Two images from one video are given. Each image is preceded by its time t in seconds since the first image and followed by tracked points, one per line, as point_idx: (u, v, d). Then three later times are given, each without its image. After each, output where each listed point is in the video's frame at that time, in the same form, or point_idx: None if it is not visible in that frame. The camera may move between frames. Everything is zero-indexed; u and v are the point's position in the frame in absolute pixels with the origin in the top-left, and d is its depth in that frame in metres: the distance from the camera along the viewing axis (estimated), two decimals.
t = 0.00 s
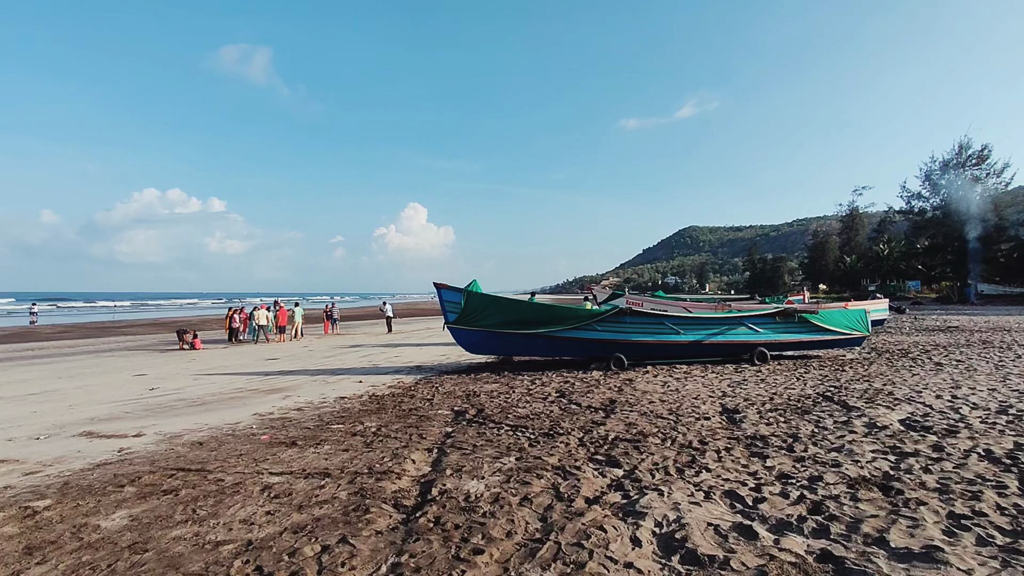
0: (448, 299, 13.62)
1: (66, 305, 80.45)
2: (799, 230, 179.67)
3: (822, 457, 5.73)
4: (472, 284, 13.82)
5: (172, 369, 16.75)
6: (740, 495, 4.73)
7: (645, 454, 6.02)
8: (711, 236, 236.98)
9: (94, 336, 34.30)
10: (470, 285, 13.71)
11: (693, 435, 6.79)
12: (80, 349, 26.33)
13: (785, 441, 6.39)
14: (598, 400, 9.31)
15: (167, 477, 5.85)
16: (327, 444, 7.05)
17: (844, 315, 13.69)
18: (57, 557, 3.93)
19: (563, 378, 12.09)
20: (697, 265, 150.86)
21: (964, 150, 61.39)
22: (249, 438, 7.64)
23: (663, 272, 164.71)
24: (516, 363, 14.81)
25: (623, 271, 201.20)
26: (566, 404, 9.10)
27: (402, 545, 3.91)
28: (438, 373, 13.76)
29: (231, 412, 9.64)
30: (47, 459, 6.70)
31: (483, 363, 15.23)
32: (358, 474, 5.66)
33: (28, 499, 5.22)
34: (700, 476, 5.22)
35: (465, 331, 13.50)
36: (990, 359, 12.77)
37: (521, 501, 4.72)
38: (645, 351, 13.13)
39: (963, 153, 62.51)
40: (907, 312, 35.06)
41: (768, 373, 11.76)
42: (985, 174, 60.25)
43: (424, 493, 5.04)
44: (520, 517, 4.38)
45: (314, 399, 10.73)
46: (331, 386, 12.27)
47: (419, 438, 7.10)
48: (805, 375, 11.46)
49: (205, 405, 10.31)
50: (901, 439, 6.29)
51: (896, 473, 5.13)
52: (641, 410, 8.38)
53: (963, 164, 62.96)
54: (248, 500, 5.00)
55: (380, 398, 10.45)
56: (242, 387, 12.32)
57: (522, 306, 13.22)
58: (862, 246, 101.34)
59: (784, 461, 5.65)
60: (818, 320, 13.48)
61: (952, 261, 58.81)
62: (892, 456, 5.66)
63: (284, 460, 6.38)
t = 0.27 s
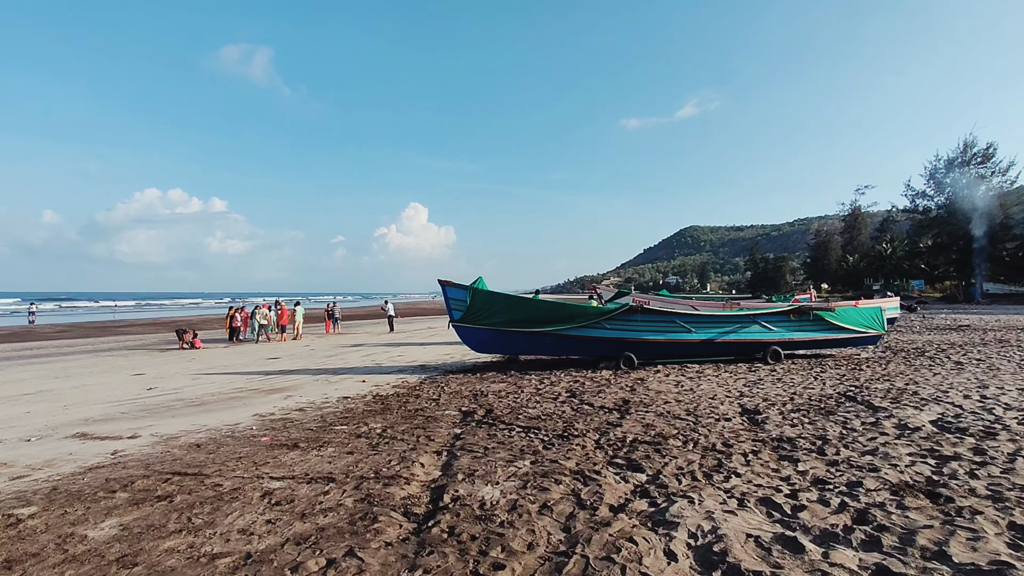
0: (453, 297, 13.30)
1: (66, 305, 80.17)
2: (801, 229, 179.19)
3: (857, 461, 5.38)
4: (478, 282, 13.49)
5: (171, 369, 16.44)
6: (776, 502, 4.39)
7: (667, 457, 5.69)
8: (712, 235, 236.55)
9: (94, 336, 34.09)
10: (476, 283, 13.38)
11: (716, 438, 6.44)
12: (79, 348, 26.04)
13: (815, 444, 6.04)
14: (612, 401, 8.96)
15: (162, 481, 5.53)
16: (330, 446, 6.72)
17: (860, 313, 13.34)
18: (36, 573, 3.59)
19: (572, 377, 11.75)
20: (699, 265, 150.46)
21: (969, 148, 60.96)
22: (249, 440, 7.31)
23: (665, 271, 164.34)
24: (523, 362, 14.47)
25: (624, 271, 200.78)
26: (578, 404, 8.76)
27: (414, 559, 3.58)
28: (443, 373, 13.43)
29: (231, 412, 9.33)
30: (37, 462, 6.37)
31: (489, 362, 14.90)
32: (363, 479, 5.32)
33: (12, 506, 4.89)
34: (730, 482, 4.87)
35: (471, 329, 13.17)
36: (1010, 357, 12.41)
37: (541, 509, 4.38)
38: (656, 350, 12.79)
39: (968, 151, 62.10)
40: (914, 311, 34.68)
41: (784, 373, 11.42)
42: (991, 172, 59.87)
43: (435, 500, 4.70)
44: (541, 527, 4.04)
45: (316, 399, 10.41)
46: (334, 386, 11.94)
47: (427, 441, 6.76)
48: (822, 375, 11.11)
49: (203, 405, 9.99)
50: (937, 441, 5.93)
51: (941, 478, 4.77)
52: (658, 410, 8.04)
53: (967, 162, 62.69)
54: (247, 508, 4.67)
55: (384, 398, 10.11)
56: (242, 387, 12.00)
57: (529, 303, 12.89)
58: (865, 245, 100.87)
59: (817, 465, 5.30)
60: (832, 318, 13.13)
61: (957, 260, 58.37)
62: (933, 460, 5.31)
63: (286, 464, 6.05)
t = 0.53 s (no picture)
0: (458, 296, 12.92)
1: (66, 305, 79.86)
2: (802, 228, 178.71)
3: (899, 471, 5.01)
4: (484, 280, 13.11)
5: (169, 370, 16.07)
6: (820, 519, 4.03)
7: (694, 467, 5.32)
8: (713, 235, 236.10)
9: (93, 336, 33.75)
10: (481, 281, 13.01)
11: (742, 445, 6.08)
12: (77, 348, 25.68)
13: (849, 452, 5.68)
14: (626, 404, 8.59)
15: (153, 492, 5.16)
16: (333, 453, 6.35)
17: (876, 312, 12.97)
18: None
19: (581, 379, 11.39)
20: (700, 264, 150.08)
21: (974, 146, 60.54)
22: (247, 446, 6.94)
23: (666, 271, 163.93)
24: (529, 363, 14.11)
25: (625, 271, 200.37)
26: (591, 408, 8.40)
27: None
28: (448, 374, 13.07)
29: (229, 416, 8.97)
30: (22, 471, 6.00)
31: (494, 363, 14.54)
32: (369, 490, 4.95)
33: None
34: (766, 495, 4.51)
35: (477, 329, 12.80)
36: None
37: (564, 526, 4.01)
38: (667, 350, 12.43)
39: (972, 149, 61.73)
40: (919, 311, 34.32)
41: (801, 374, 11.06)
42: (996, 171, 59.48)
43: (447, 515, 4.34)
44: (567, 548, 3.67)
45: (318, 401, 10.06)
46: (336, 387, 11.58)
47: (436, 447, 6.40)
48: (841, 376, 10.75)
49: (201, 409, 9.62)
50: (981, 449, 5.57)
51: (996, 492, 4.40)
52: (675, 414, 7.68)
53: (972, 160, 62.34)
54: (243, 524, 4.30)
55: (388, 401, 9.75)
56: (241, 389, 11.65)
57: (537, 303, 12.51)
58: (867, 244, 100.45)
59: (857, 476, 4.94)
60: (848, 318, 12.77)
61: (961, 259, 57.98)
62: (981, 470, 4.95)
63: (286, 473, 5.68)
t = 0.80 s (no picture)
0: (459, 294, 12.66)
1: (66, 304, 79.58)
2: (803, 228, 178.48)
3: (930, 475, 4.73)
4: (486, 278, 12.85)
5: (165, 369, 15.80)
6: (853, 527, 3.75)
7: (711, 471, 5.04)
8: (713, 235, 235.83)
9: (91, 335, 33.48)
10: (484, 279, 12.75)
11: (759, 447, 5.80)
12: (74, 347, 25.41)
13: (874, 454, 5.40)
14: (634, 403, 8.31)
15: (140, 497, 4.89)
16: (330, 456, 6.07)
17: (887, 310, 12.70)
18: None
19: (586, 378, 11.12)
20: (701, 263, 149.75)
21: (977, 144, 60.24)
22: (241, 448, 6.66)
23: (667, 271, 163.67)
24: (532, 362, 13.84)
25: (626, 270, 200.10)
26: (598, 408, 8.12)
27: None
28: (450, 373, 12.78)
29: (225, 416, 8.70)
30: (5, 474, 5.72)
31: (497, 362, 14.26)
32: (368, 495, 4.67)
33: None
34: (792, 501, 4.23)
35: (479, 328, 12.53)
36: None
37: (577, 535, 3.73)
38: (673, 349, 12.16)
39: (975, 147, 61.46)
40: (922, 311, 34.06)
41: (812, 374, 10.77)
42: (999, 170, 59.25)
43: (452, 523, 4.06)
44: (582, 559, 3.40)
45: (317, 401, 9.79)
46: (335, 387, 11.31)
47: (438, 449, 6.12)
48: (853, 375, 10.47)
49: (196, 409, 9.35)
50: (1013, 452, 5.28)
51: None
52: (686, 415, 7.41)
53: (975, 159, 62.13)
54: (233, 532, 4.02)
55: (388, 401, 9.47)
56: (238, 388, 11.37)
57: (540, 300, 12.23)
58: (869, 243, 100.09)
59: (886, 480, 4.65)
60: (859, 316, 12.49)
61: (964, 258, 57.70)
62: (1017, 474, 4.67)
63: (281, 477, 5.40)
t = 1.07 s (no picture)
0: (462, 293, 12.33)
1: (65, 304, 79.21)
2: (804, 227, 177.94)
3: (975, 487, 4.37)
4: (489, 276, 12.51)
5: (160, 370, 15.44)
6: (903, 548, 3.39)
7: (736, 482, 4.69)
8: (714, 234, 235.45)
9: (88, 335, 33.11)
10: (487, 277, 12.41)
11: (784, 455, 5.45)
12: (69, 348, 25.04)
13: (909, 463, 5.04)
14: (646, 407, 7.96)
15: (121, 511, 4.53)
16: (327, 464, 5.71)
17: (902, 310, 12.34)
18: None
19: (593, 380, 10.77)
20: (701, 263, 149.37)
21: (980, 143, 59.85)
22: (233, 455, 6.30)
23: (668, 270, 163.30)
24: (536, 363, 13.48)
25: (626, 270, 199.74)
26: (608, 411, 7.77)
27: None
28: (452, 374, 12.44)
29: (218, 420, 8.35)
30: None
31: (500, 363, 13.91)
32: (367, 510, 4.31)
33: None
34: (829, 517, 3.87)
35: (481, 327, 12.18)
36: None
37: (598, 558, 3.38)
38: (682, 350, 11.80)
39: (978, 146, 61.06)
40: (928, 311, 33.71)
41: (827, 375, 10.43)
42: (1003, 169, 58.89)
43: (458, 542, 3.71)
44: None
45: (314, 404, 9.44)
46: (334, 389, 10.95)
47: (442, 457, 5.76)
48: (870, 377, 10.11)
49: (188, 412, 8.99)
50: None
51: None
52: (702, 419, 7.05)
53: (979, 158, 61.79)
54: (219, 553, 3.66)
55: (388, 404, 9.11)
56: (233, 390, 11.02)
57: (545, 299, 11.88)
58: (870, 243, 99.69)
59: (929, 494, 4.29)
60: (873, 316, 12.14)
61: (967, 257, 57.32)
62: None
63: (274, 488, 5.04)
